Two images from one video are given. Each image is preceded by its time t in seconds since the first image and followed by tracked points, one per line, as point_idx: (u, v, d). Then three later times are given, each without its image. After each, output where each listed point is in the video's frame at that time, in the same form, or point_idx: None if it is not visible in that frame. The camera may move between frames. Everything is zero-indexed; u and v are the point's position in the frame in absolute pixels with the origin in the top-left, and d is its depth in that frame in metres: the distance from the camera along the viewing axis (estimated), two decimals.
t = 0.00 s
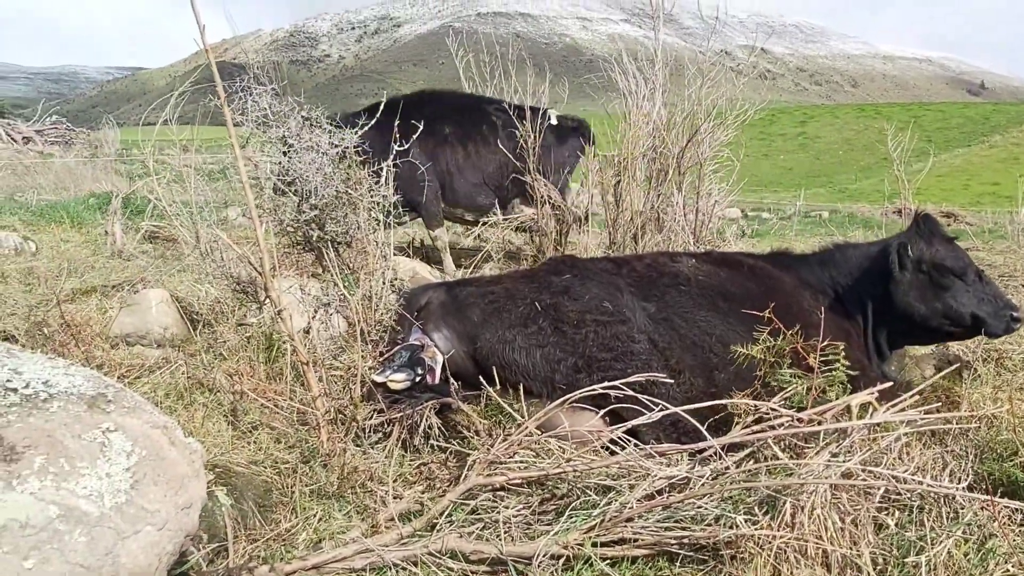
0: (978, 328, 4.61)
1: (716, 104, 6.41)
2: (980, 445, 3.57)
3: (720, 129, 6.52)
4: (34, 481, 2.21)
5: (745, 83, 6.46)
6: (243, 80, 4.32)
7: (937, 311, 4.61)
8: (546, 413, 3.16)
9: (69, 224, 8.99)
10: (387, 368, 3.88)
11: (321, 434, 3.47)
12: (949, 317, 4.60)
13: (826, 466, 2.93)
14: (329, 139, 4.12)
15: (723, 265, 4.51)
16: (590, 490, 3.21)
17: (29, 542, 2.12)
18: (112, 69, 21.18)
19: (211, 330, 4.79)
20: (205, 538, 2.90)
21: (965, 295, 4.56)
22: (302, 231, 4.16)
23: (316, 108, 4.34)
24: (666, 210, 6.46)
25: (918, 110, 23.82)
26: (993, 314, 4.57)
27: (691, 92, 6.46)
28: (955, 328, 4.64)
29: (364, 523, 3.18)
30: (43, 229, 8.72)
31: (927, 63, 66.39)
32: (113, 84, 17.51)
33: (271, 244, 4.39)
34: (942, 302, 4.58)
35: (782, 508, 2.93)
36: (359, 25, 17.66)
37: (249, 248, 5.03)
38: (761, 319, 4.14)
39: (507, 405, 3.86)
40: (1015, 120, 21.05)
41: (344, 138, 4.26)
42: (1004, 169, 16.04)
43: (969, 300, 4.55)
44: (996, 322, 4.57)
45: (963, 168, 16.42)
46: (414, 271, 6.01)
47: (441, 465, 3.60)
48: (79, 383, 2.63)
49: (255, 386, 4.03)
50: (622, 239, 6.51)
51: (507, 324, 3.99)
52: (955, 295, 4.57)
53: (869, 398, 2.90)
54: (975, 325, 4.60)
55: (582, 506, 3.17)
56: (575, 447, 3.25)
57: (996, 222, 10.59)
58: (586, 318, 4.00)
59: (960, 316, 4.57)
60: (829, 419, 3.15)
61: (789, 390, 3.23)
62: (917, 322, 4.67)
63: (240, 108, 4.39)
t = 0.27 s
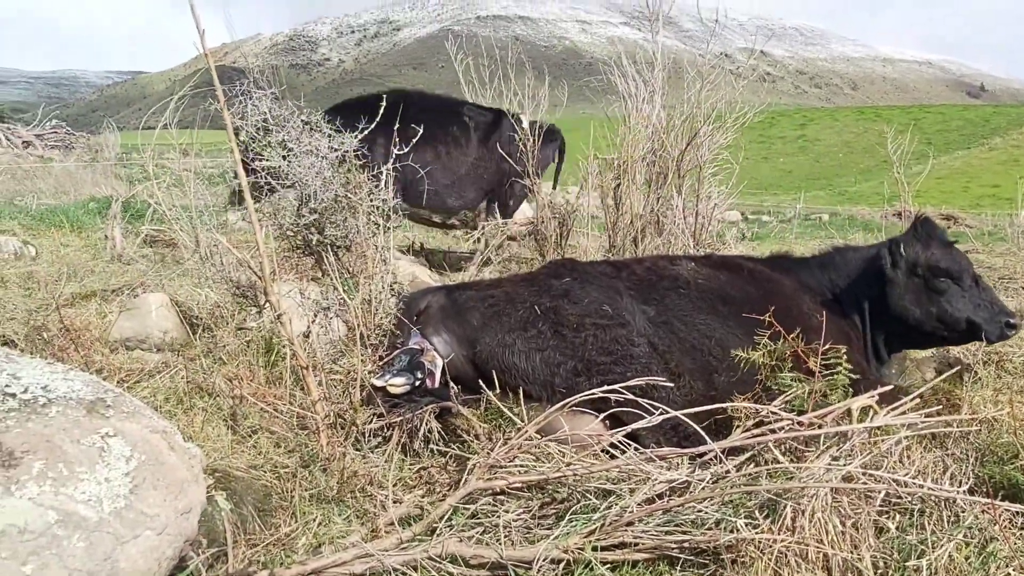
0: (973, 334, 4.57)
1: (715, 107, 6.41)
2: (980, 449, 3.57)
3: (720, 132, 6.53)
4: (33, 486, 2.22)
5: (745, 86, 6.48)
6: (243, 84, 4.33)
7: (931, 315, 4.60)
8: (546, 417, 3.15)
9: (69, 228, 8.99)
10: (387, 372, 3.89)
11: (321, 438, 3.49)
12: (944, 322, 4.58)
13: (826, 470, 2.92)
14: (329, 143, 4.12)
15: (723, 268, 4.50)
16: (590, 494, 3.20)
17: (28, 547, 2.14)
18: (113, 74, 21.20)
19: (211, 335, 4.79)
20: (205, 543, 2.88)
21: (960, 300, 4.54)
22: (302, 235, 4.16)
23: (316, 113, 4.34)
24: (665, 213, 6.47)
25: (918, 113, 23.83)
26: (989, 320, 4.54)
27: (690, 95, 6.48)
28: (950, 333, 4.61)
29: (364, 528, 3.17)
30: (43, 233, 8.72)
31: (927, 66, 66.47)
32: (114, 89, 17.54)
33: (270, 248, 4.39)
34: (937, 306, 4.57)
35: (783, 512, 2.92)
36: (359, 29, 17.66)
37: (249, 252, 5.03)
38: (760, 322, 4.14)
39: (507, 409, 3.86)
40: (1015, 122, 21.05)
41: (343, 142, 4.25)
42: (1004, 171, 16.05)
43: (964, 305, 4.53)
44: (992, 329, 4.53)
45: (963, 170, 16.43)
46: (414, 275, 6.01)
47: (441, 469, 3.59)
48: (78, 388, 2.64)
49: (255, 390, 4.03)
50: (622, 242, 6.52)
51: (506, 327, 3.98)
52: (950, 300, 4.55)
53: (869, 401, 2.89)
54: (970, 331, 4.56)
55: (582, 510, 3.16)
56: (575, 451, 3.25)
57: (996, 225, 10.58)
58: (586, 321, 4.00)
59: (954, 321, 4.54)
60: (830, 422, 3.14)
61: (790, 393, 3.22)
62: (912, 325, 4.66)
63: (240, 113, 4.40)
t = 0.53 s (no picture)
0: (966, 336, 4.55)
1: (714, 108, 6.41)
2: (982, 449, 3.56)
3: (719, 133, 6.53)
4: (30, 489, 2.22)
5: (744, 87, 6.48)
6: (242, 86, 4.32)
7: (926, 316, 4.57)
8: (546, 419, 3.13)
9: (67, 231, 8.98)
10: (387, 375, 3.82)
11: (321, 439, 3.43)
12: (938, 323, 4.55)
13: (828, 471, 2.91)
14: (328, 144, 4.10)
15: (722, 269, 4.50)
16: (591, 495, 3.18)
17: (25, 551, 2.12)
18: (111, 76, 21.19)
19: (209, 337, 4.77)
20: (203, 546, 2.86)
21: (954, 301, 4.51)
22: (301, 236, 4.15)
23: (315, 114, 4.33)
24: (664, 214, 6.46)
25: (916, 114, 23.85)
26: (983, 322, 4.51)
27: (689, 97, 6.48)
28: (944, 335, 4.58)
29: (363, 530, 3.15)
30: (41, 236, 8.71)
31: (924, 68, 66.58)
32: (112, 91, 17.54)
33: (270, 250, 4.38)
34: (931, 308, 4.54)
35: (785, 513, 2.91)
36: (358, 32, 17.64)
37: (247, 254, 5.02)
38: (761, 323, 4.13)
39: (508, 411, 3.82)
40: (1013, 124, 21.08)
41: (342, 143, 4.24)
42: (1002, 172, 16.06)
43: (958, 306, 4.50)
44: (985, 330, 4.50)
45: (962, 172, 16.43)
46: (413, 277, 5.99)
47: (441, 471, 3.57)
48: (76, 390, 2.63)
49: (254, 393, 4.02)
50: (621, 243, 6.53)
51: (506, 329, 3.97)
52: (944, 300, 4.52)
53: (871, 402, 2.88)
54: (964, 332, 4.53)
55: (583, 512, 3.14)
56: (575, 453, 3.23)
57: (995, 226, 10.58)
58: (586, 323, 3.99)
59: (948, 322, 4.52)
60: (831, 423, 3.13)
61: (791, 394, 3.21)
62: (906, 326, 4.63)
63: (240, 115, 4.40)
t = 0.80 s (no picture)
0: (966, 338, 4.52)
1: (713, 109, 6.41)
2: (984, 450, 3.55)
3: (719, 134, 6.53)
4: (30, 488, 2.22)
5: (743, 88, 6.48)
6: (243, 86, 4.32)
7: (925, 318, 4.56)
8: (547, 419, 3.12)
9: (66, 232, 8.97)
10: (387, 375, 3.86)
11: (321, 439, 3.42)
12: (937, 325, 4.54)
13: (830, 471, 2.90)
14: (328, 144, 4.09)
15: (723, 271, 4.49)
16: (593, 496, 3.17)
17: (24, 550, 2.13)
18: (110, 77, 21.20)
19: (208, 337, 4.76)
20: (203, 546, 2.84)
21: (953, 303, 4.49)
22: (300, 237, 4.14)
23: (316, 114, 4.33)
24: (664, 215, 6.46)
25: (914, 117, 23.89)
26: (983, 324, 4.47)
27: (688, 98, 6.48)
28: (943, 337, 4.56)
29: (364, 531, 3.13)
30: (40, 236, 8.69)
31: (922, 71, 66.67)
32: (111, 92, 17.53)
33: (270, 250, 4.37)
34: (930, 310, 4.54)
35: (787, 513, 2.90)
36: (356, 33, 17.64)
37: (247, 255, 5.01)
38: (762, 324, 4.13)
39: (508, 412, 3.83)
40: (1011, 126, 21.11)
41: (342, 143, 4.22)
42: (1001, 174, 16.07)
43: (957, 309, 4.48)
44: (985, 333, 4.46)
45: (960, 173, 16.45)
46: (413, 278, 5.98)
47: (441, 472, 3.56)
48: (75, 389, 2.63)
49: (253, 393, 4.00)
50: (621, 244, 6.54)
51: (506, 330, 3.96)
52: (943, 303, 4.51)
53: (873, 402, 2.86)
54: (963, 335, 4.51)
55: (585, 513, 3.13)
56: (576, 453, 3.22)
57: (993, 227, 10.59)
58: (586, 323, 3.98)
59: (948, 324, 4.50)
60: (833, 424, 3.12)
61: (792, 395, 3.20)
62: (905, 328, 4.62)
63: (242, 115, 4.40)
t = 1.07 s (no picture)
0: (957, 338, 4.51)
1: (711, 111, 6.41)
2: (982, 452, 3.56)
3: (717, 135, 6.53)
4: (28, 490, 2.22)
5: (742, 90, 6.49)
6: (238, 87, 4.31)
7: (915, 319, 4.57)
8: (546, 421, 3.11)
9: (63, 233, 8.95)
10: (386, 375, 3.87)
11: (320, 442, 3.45)
12: (928, 326, 4.56)
13: (829, 473, 2.90)
14: (326, 145, 4.08)
15: (721, 272, 4.49)
16: (591, 498, 3.17)
17: (22, 553, 2.13)
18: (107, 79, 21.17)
19: (206, 339, 4.75)
20: (201, 549, 2.82)
21: (942, 304, 4.49)
22: (298, 239, 4.08)
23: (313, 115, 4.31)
24: (662, 217, 6.47)
25: (912, 119, 23.92)
26: (973, 325, 4.45)
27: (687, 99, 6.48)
28: (933, 337, 4.57)
29: (362, 533, 3.12)
30: (37, 238, 8.67)
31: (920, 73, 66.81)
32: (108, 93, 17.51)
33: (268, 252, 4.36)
34: (920, 311, 4.55)
35: (786, 515, 2.90)
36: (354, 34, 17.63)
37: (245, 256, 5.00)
38: (761, 325, 4.12)
39: (507, 413, 3.84)
40: (1008, 128, 21.15)
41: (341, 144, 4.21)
42: (998, 176, 16.09)
43: (946, 310, 4.48)
44: (976, 334, 4.44)
45: (958, 176, 16.47)
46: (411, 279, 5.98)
47: (440, 474, 3.55)
48: (73, 391, 2.63)
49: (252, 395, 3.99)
50: (619, 246, 6.55)
51: (506, 330, 3.96)
52: (933, 304, 4.51)
53: (872, 404, 2.86)
54: (953, 335, 4.51)
55: (583, 515, 3.13)
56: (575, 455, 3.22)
57: (991, 229, 10.60)
58: (585, 324, 3.97)
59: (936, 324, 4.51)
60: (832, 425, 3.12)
61: (791, 396, 3.20)
62: (896, 329, 4.63)
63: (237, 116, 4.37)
